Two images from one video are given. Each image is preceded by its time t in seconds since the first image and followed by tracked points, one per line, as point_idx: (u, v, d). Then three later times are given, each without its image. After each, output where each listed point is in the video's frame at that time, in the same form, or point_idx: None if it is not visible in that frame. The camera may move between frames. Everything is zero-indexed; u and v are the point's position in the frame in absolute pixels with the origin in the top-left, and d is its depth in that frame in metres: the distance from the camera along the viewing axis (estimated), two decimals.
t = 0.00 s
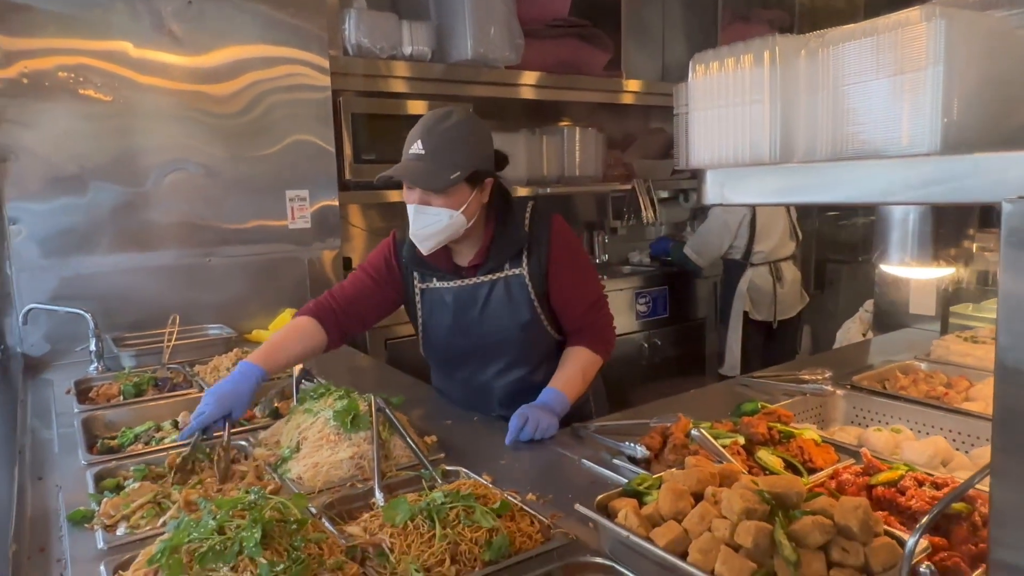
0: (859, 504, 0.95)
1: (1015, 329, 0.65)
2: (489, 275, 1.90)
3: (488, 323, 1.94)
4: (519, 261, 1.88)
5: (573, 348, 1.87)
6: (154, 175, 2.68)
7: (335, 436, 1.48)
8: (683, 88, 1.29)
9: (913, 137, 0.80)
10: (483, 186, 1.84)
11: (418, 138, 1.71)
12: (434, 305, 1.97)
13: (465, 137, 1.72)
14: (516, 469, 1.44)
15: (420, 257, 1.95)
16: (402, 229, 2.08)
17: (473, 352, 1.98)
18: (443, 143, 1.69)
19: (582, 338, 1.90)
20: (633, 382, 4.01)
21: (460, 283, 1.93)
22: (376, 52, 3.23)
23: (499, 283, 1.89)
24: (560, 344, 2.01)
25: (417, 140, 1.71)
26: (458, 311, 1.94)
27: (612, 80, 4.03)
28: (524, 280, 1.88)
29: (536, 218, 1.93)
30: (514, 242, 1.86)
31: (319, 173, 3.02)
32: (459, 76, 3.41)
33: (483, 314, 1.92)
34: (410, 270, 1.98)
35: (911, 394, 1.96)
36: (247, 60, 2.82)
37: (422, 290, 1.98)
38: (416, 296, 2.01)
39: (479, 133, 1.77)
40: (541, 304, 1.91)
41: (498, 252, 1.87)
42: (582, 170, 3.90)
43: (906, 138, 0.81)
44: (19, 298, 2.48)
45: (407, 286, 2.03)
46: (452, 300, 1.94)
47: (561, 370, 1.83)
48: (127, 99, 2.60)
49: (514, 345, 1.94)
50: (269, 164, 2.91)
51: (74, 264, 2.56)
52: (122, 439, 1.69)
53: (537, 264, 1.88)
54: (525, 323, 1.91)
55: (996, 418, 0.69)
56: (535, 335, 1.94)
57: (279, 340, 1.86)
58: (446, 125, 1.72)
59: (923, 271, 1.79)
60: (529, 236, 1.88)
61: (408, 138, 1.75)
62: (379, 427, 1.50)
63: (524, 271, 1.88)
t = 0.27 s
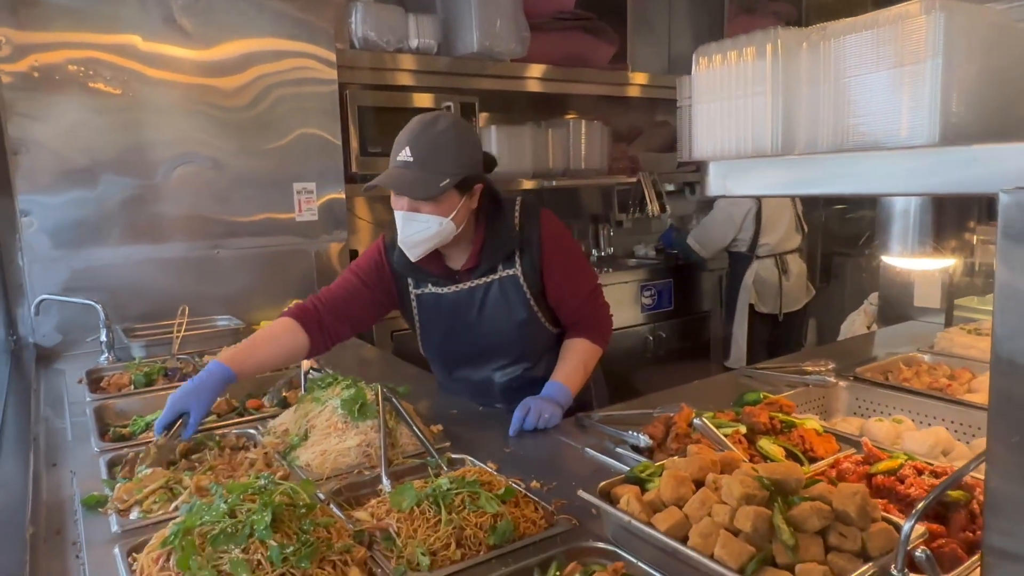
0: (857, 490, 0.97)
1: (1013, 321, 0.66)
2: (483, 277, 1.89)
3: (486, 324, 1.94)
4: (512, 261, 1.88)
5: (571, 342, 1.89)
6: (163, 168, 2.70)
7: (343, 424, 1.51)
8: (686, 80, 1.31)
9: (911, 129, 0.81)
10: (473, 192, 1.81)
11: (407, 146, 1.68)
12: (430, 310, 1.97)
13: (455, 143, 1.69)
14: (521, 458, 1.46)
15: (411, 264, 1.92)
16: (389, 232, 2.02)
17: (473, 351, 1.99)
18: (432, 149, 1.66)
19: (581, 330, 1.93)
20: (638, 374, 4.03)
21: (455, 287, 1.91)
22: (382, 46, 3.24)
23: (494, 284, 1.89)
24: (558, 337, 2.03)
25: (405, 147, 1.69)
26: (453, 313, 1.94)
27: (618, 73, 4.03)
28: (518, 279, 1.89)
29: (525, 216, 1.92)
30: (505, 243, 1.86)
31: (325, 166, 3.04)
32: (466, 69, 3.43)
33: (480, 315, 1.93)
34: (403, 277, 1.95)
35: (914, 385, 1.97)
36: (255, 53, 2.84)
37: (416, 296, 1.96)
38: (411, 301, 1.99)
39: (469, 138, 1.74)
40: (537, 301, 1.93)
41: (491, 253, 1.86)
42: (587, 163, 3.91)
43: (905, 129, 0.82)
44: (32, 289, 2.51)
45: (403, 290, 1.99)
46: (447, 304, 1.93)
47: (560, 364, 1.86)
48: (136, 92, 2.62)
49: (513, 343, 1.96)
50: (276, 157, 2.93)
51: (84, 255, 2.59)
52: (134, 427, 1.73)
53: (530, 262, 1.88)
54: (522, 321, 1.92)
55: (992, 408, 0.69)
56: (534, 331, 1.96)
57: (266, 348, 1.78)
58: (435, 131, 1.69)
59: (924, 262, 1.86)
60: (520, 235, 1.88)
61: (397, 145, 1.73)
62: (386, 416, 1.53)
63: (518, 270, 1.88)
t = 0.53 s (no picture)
0: (852, 474, 0.99)
1: (1003, 308, 0.68)
2: (485, 272, 1.91)
3: (489, 317, 1.97)
4: (513, 255, 1.90)
5: (574, 334, 1.92)
6: (172, 161, 2.73)
7: (350, 412, 1.54)
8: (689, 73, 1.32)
9: (906, 121, 0.82)
10: (475, 187, 1.82)
11: (408, 146, 1.71)
12: (433, 304, 1.99)
13: (455, 142, 1.70)
14: (525, 446, 1.49)
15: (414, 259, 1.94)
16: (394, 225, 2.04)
17: (476, 344, 2.02)
18: (432, 149, 1.68)
19: (583, 322, 1.96)
20: (642, 367, 4.05)
21: (458, 282, 1.93)
22: (388, 39, 3.26)
23: (496, 278, 1.91)
24: (560, 329, 2.06)
25: (406, 147, 1.71)
26: (456, 307, 1.96)
27: (623, 66, 4.04)
28: (520, 273, 1.91)
29: (526, 210, 1.94)
30: (507, 237, 1.88)
31: (332, 160, 3.07)
32: (471, 63, 3.44)
33: (483, 308, 1.95)
34: (407, 272, 1.97)
35: (915, 376, 1.99)
36: (262, 47, 2.86)
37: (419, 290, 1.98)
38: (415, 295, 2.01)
39: (470, 138, 1.76)
40: (539, 294, 1.95)
41: (493, 247, 1.88)
42: (592, 156, 3.93)
43: (902, 121, 0.82)
44: (43, 280, 2.55)
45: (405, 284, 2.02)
46: (449, 298, 1.96)
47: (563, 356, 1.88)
48: (145, 86, 2.65)
49: (516, 335, 1.98)
50: (284, 150, 2.96)
51: (95, 247, 2.62)
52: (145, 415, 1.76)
53: (532, 256, 1.90)
54: (525, 313, 1.94)
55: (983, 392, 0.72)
56: (537, 324, 1.98)
57: (275, 332, 1.83)
58: (435, 131, 1.71)
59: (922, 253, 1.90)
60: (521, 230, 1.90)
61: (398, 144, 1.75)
62: (392, 404, 1.56)
63: (519, 265, 1.90)
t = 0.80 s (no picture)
0: (848, 465, 1.01)
1: (996, 303, 0.70)
2: (492, 263, 1.94)
3: (494, 309, 1.99)
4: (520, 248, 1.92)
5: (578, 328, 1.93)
6: (179, 157, 2.76)
7: (355, 404, 1.56)
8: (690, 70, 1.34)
9: (904, 118, 0.79)
10: (481, 182, 1.84)
11: (414, 142, 1.72)
12: (441, 293, 2.02)
13: (461, 138, 1.72)
14: (528, 438, 1.51)
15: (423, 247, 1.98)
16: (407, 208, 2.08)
17: (480, 335, 2.04)
18: (438, 145, 1.70)
19: (587, 317, 1.96)
20: (646, 361, 4.07)
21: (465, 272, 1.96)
22: (393, 35, 3.28)
23: (502, 271, 1.93)
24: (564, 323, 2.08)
25: (413, 143, 1.73)
26: (462, 297, 1.99)
27: (627, 62, 4.05)
28: (526, 266, 1.93)
29: (534, 204, 1.96)
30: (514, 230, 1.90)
31: (337, 155, 3.09)
32: (475, 58, 3.46)
33: (489, 300, 1.97)
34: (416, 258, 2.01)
35: (915, 370, 2.01)
36: (268, 43, 2.88)
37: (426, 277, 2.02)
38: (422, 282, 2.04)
39: (476, 133, 1.77)
40: (544, 288, 1.97)
41: (500, 240, 1.91)
42: (596, 152, 3.94)
43: (898, 117, 0.80)
44: (52, 275, 2.58)
45: (411, 268, 2.06)
46: (456, 288, 1.98)
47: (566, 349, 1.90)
48: (152, 82, 2.68)
49: (520, 328, 2.00)
50: (289, 145, 2.98)
51: (102, 242, 2.65)
52: (153, 407, 1.79)
53: (539, 250, 1.92)
54: (529, 307, 1.96)
55: (977, 385, 0.73)
56: (541, 317, 2.00)
57: (287, 292, 1.92)
58: (441, 127, 1.72)
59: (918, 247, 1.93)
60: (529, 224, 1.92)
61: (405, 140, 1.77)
62: (397, 396, 1.58)
63: (526, 258, 1.92)
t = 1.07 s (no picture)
0: (849, 458, 1.01)
1: (998, 298, 0.71)
2: (497, 260, 1.93)
3: (498, 305, 1.99)
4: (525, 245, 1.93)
5: (579, 326, 1.93)
6: (183, 152, 2.77)
7: (358, 399, 1.57)
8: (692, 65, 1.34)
9: (906, 113, 0.79)
10: (488, 178, 1.84)
11: (424, 139, 1.72)
12: (444, 289, 2.02)
13: (470, 135, 1.72)
14: (531, 432, 1.52)
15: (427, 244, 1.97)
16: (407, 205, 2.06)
17: (484, 331, 2.05)
18: (447, 142, 1.70)
19: (587, 315, 1.96)
20: (649, 357, 4.07)
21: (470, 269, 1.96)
22: (396, 31, 3.28)
23: (507, 267, 1.94)
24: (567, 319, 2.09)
25: (422, 140, 1.73)
26: (466, 294, 1.99)
27: (630, 58, 4.04)
28: (530, 263, 1.93)
29: (538, 200, 1.96)
30: (519, 227, 1.89)
31: (340, 151, 3.10)
32: (479, 54, 3.46)
33: (492, 297, 1.98)
34: (420, 255, 2.00)
35: (918, 366, 2.01)
36: (272, 40, 2.89)
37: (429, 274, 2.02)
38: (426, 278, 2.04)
39: (484, 129, 1.77)
40: (548, 284, 1.97)
41: (505, 238, 1.90)
42: (599, 148, 3.94)
43: (900, 112, 0.80)
44: (57, 270, 2.59)
45: (415, 264, 2.05)
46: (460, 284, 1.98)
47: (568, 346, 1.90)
48: (156, 78, 2.68)
49: (523, 324, 2.02)
50: (293, 141, 2.98)
51: (107, 238, 2.66)
52: (158, 401, 1.80)
53: (544, 247, 1.93)
54: (533, 303, 1.97)
55: (979, 380, 0.74)
56: (544, 313, 2.01)
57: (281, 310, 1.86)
58: (450, 124, 1.72)
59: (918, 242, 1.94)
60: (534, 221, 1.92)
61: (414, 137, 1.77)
62: (400, 391, 1.59)
63: (530, 254, 1.93)
